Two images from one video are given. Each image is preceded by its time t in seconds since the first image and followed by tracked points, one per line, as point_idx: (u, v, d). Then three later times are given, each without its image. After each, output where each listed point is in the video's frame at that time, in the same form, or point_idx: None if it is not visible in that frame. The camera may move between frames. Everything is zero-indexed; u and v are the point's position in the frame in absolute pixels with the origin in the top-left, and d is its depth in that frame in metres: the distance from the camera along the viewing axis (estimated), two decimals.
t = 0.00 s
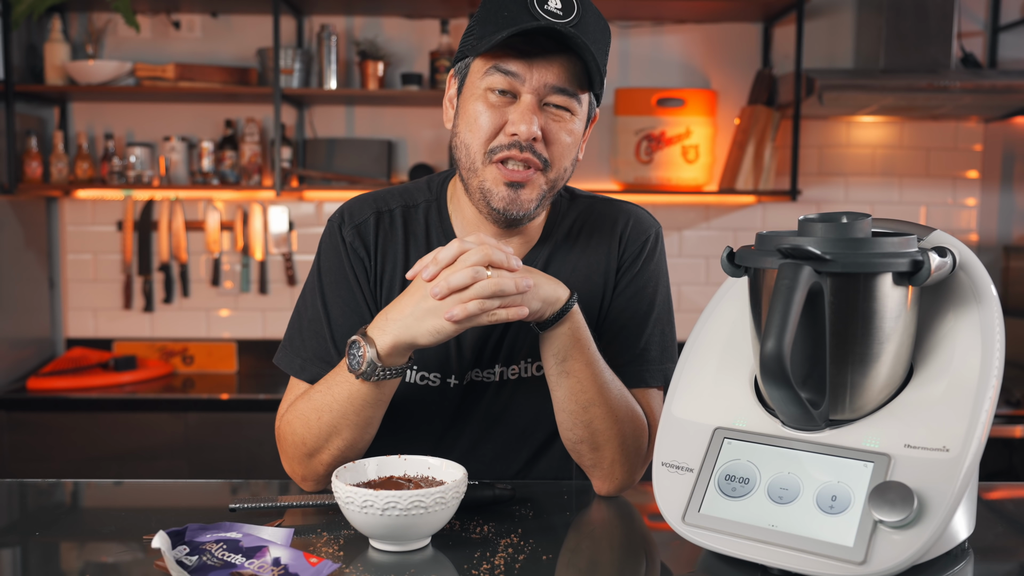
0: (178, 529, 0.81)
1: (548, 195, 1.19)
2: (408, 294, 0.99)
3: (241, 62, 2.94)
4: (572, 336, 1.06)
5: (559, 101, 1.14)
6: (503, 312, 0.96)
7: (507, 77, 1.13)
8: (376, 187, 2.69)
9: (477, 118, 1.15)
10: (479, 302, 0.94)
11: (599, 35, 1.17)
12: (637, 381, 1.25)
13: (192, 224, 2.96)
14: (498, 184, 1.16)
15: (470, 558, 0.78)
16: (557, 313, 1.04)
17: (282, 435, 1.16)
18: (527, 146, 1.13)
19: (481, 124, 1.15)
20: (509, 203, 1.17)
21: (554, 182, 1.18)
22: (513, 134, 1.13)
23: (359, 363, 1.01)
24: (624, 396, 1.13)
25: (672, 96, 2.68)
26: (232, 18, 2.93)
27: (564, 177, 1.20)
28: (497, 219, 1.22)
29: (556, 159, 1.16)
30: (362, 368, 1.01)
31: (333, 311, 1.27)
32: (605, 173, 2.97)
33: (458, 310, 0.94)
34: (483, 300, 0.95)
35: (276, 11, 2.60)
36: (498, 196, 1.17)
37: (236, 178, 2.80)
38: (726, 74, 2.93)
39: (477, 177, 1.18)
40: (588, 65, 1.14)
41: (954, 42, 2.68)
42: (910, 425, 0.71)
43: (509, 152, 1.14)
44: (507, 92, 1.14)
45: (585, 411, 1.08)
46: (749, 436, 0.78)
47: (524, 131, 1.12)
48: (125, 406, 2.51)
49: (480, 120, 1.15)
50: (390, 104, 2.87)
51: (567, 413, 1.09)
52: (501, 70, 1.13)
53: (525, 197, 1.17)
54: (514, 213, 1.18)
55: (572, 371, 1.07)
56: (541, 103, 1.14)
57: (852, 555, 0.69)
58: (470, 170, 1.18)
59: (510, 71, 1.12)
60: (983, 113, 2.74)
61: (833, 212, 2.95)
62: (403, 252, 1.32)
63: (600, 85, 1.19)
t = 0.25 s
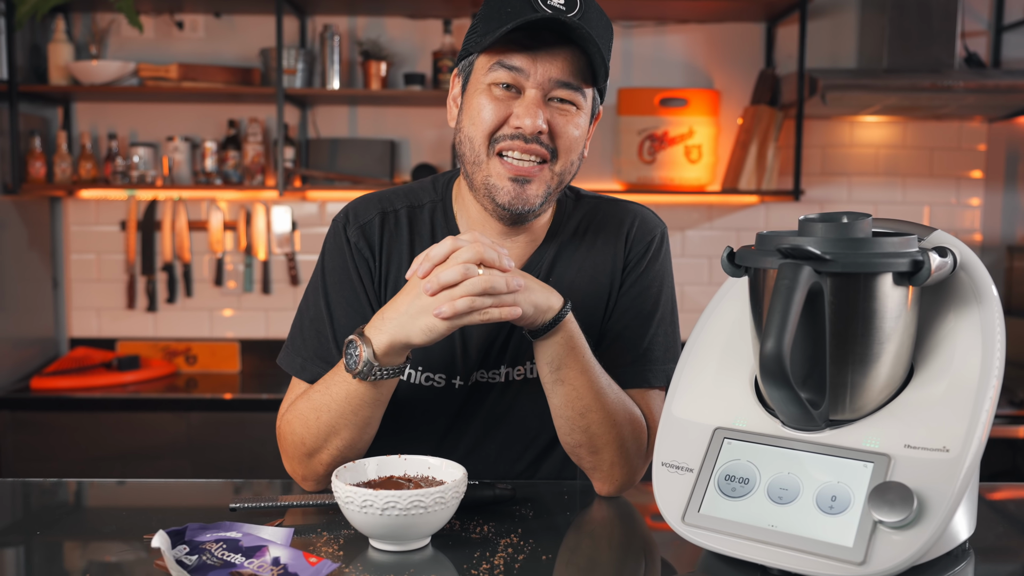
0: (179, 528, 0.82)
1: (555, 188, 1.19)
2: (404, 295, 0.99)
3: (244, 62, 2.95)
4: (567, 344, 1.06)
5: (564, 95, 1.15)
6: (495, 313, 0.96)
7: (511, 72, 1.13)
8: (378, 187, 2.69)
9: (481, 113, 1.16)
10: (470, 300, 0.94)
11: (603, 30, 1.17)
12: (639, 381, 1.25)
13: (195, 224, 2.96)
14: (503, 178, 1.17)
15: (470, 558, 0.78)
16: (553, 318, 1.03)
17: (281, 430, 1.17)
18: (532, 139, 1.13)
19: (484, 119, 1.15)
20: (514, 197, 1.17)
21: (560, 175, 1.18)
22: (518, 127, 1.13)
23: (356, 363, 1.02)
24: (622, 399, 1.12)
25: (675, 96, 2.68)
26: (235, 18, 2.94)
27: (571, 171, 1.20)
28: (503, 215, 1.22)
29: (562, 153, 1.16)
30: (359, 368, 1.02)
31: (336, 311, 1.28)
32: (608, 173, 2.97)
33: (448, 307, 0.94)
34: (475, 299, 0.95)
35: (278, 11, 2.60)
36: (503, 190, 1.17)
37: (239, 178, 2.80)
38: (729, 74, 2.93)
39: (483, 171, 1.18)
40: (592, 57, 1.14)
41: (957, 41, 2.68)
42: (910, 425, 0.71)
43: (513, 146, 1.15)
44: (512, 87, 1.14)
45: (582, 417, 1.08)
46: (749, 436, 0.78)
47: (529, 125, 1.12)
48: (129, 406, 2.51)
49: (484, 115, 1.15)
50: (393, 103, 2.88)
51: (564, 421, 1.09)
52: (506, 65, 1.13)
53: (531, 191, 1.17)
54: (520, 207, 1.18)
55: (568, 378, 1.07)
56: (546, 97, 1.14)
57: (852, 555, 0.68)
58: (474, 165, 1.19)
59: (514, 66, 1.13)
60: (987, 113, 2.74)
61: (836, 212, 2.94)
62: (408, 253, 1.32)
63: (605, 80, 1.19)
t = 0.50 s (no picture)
0: (178, 527, 0.82)
1: (556, 190, 1.20)
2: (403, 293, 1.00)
3: (247, 62, 2.95)
4: (561, 347, 1.06)
5: (567, 98, 1.15)
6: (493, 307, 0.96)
7: (515, 74, 1.13)
8: (381, 187, 2.69)
9: (483, 115, 1.16)
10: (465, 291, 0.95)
11: (606, 34, 1.17)
12: (639, 381, 1.24)
13: (199, 224, 2.97)
14: (506, 179, 1.17)
15: (470, 558, 0.78)
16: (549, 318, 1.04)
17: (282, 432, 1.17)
18: (534, 141, 1.14)
19: (487, 121, 1.16)
20: (516, 198, 1.17)
21: (562, 177, 1.19)
22: (521, 129, 1.13)
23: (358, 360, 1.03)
24: (620, 400, 1.12)
25: (678, 96, 2.68)
26: (238, 18, 2.94)
27: (572, 173, 1.20)
28: (505, 215, 1.22)
29: (564, 155, 1.17)
30: (360, 365, 1.02)
31: (337, 311, 1.28)
32: (611, 173, 2.97)
33: (443, 298, 0.95)
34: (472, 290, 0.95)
35: (281, 11, 2.60)
36: (505, 192, 1.17)
37: (242, 178, 2.81)
38: (732, 74, 2.93)
39: (484, 172, 1.18)
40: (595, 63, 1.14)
41: (961, 41, 2.67)
42: (911, 426, 0.71)
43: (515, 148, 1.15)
44: (515, 89, 1.14)
45: (580, 418, 1.08)
46: (750, 436, 0.78)
47: (532, 127, 1.12)
48: (132, 406, 2.52)
49: (487, 117, 1.15)
50: (396, 103, 2.88)
51: (561, 421, 1.09)
52: (509, 67, 1.13)
53: (532, 192, 1.17)
54: (522, 208, 1.19)
55: (563, 380, 1.07)
56: (549, 100, 1.15)
57: (851, 556, 0.68)
58: (476, 165, 1.19)
59: (518, 68, 1.13)
60: (991, 112, 2.73)
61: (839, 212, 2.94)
62: (408, 253, 1.32)
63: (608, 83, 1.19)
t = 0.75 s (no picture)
0: (178, 527, 0.82)
1: (553, 194, 1.19)
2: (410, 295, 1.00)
3: (250, 62, 2.95)
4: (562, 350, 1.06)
5: (563, 100, 1.15)
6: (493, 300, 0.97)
7: (512, 76, 1.13)
8: (384, 187, 2.69)
9: (481, 119, 1.16)
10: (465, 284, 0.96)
11: (601, 37, 1.18)
12: (637, 380, 1.24)
13: (202, 224, 2.97)
14: (503, 182, 1.16)
15: (469, 558, 0.78)
16: (543, 318, 1.04)
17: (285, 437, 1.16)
18: (531, 143, 1.13)
19: (484, 124, 1.15)
20: (513, 201, 1.16)
21: (559, 181, 1.18)
22: (518, 131, 1.13)
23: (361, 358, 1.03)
24: (617, 400, 1.12)
25: (681, 96, 2.68)
26: (241, 18, 2.94)
27: (569, 177, 1.20)
28: (502, 219, 1.21)
29: (560, 158, 1.16)
30: (364, 362, 1.03)
31: (338, 311, 1.28)
32: (613, 173, 2.97)
33: (441, 291, 0.96)
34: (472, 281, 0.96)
35: (284, 11, 2.60)
36: (502, 194, 1.16)
37: (245, 178, 2.81)
38: (735, 74, 2.92)
39: (481, 175, 1.18)
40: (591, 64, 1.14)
41: (965, 41, 2.67)
42: (910, 426, 0.71)
43: (512, 150, 1.14)
44: (512, 91, 1.14)
45: (577, 417, 1.08)
46: (750, 436, 0.78)
47: (529, 129, 1.12)
48: (135, 405, 2.52)
49: (484, 120, 1.15)
50: (399, 103, 2.88)
51: (559, 420, 1.09)
52: (506, 70, 1.13)
53: (529, 195, 1.16)
54: (518, 211, 1.18)
55: (560, 379, 1.07)
56: (545, 102, 1.15)
57: (850, 556, 0.68)
58: (474, 168, 1.19)
59: (515, 70, 1.13)
60: (995, 112, 2.72)
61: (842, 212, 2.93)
62: (409, 254, 1.32)
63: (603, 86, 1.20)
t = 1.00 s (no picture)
0: (178, 527, 0.82)
1: (553, 192, 1.19)
2: (413, 292, 1.01)
3: (253, 62, 2.96)
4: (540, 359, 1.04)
5: (562, 99, 1.15)
6: (488, 298, 0.93)
7: (511, 77, 1.13)
8: (387, 187, 2.69)
9: (481, 119, 1.16)
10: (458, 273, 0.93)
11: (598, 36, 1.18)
12: (634, 378, 1.23)
13: (205, 224, 2.98)
14: (503, 181, 1.16)
15: (469, 558, 0.78)
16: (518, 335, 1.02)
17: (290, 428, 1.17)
18: (531, 142, 1.13)
19: (484, 124, 1.15)
20: (514, 200, 1.16)
21: (559, 179, 1.18)
22: (517, 130, 1.13)
23: (373, 356, 1.03)
24: (604, 398, 1.11)
25: (683, 96, 2.67)
26: (244, 19, 2.95)
27: (568, 175, 1.20)
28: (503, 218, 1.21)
29: (560, 156, 1.16)
30: (375, 360, 1.02)
31: (339, 309, 1.28)
32: (616, 173, 2.97)
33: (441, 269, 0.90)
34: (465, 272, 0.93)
35: (287, 11, 2.60)
36: (503, 194, 1.17)
37: (248, 178, 2.81)
38: (738, 73, 2.92)
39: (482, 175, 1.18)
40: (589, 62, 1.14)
41: (968, 40, 2.66)
42: (910, 426, 0.71)
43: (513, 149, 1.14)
44: (511, 91, 1.14)
45: (566, 423, 1.08)
46: (750, 436, 0.78)
47: (528, 128, 1.12)
48: (138, 405, 2.53)
49: (484, 120, 1.15)
50: (402, 103, 2.88)
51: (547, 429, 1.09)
52: (505, 70, 1.13)
53: (530, 194, 1.16)
54: (519, 210, 1.18)
55: (543, 391, 1.06)
56: (544, 101, 1.15)
57: (850, 557, 0.68)
58: (475, 168, 1.19)
59: (514, 71, 1.13)
60: (999, 112, 2.72)
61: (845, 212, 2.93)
62: (409, 252, 1.32)
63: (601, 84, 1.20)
